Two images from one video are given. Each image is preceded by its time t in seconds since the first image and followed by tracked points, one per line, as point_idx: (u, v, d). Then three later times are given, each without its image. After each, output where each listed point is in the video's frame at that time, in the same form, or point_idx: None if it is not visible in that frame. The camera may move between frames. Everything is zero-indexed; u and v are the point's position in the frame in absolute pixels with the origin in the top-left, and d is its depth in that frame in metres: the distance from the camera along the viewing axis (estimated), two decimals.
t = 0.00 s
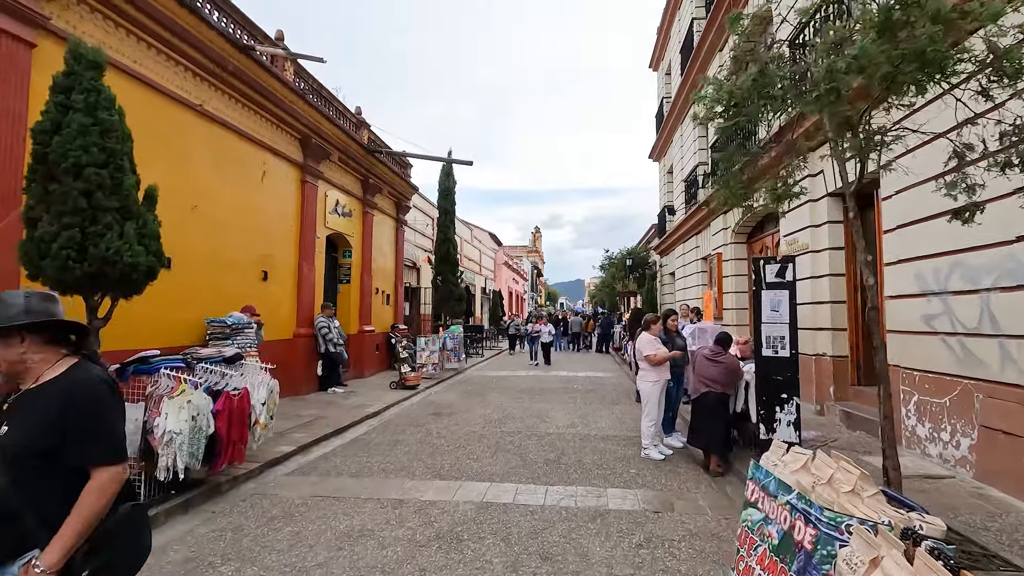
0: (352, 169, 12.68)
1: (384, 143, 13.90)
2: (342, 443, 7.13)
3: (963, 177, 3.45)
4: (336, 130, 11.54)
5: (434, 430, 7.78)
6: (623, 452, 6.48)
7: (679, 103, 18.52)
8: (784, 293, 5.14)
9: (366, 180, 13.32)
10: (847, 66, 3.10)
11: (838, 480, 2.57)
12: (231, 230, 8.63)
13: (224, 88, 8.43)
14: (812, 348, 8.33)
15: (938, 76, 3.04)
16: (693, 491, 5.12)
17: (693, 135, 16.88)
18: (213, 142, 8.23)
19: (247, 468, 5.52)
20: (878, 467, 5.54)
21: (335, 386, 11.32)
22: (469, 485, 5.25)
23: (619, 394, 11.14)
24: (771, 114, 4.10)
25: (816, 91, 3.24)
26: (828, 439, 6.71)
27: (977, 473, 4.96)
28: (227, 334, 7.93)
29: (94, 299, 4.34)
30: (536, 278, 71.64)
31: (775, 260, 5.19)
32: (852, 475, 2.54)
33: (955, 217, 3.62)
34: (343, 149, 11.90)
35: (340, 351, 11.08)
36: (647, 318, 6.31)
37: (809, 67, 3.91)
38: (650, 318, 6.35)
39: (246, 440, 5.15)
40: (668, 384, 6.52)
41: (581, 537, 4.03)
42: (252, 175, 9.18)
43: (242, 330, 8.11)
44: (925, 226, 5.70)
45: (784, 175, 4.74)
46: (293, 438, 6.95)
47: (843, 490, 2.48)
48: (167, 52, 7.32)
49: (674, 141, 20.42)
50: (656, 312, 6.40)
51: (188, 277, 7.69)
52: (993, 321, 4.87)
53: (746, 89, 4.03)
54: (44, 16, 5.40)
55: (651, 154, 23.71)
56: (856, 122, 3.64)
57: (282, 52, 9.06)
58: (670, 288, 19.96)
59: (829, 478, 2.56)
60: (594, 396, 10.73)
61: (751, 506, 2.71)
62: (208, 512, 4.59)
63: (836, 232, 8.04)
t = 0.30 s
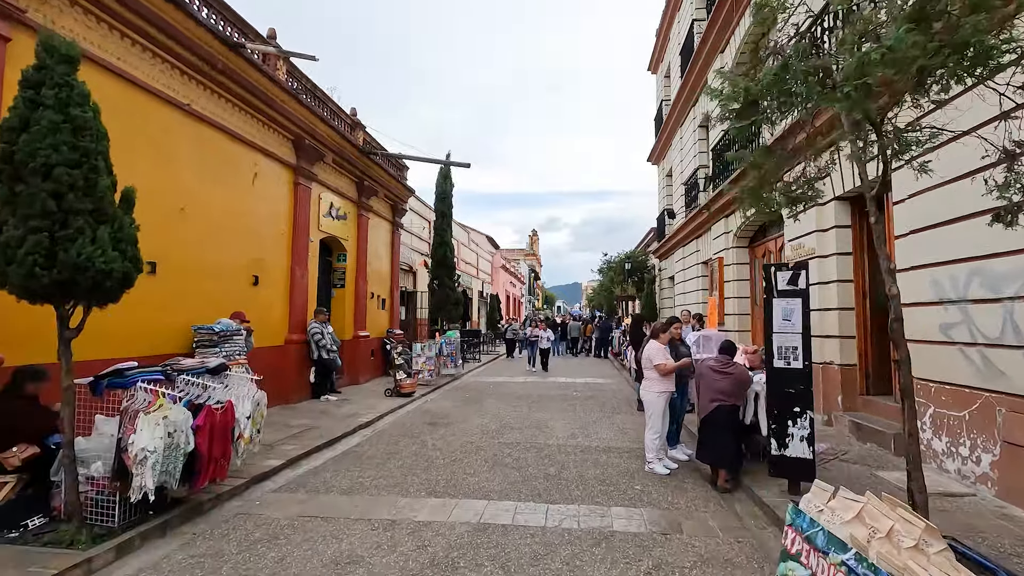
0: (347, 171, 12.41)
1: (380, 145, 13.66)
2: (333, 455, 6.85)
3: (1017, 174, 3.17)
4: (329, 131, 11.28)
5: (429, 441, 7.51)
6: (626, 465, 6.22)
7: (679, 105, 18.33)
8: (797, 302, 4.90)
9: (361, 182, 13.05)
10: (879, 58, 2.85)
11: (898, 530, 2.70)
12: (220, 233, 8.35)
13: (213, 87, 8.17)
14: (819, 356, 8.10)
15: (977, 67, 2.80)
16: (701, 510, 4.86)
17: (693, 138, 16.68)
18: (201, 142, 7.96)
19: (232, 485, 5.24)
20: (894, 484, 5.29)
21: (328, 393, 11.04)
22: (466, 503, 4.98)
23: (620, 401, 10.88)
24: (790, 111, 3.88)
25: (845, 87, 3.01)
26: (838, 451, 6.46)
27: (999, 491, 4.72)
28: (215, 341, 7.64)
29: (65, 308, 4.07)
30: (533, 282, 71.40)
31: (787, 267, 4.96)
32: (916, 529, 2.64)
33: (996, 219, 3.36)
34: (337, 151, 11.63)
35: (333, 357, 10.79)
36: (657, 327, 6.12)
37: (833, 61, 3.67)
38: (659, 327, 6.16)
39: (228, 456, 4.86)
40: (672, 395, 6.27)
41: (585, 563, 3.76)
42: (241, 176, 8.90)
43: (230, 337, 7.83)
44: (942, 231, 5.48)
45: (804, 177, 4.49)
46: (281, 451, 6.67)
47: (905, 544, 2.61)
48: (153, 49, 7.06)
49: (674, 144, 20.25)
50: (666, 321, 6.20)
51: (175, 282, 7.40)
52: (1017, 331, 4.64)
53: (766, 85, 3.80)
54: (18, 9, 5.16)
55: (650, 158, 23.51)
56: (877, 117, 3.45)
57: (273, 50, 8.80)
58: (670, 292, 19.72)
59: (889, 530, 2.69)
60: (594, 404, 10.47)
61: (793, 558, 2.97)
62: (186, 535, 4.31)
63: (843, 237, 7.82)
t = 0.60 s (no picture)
0: (342, 170, 12.19)
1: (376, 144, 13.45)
2: (325, 462, 6.61)
3: None
4: (324, 128, 11.05)
5: (424, 447, 7.26)
6: (628, 473, 5.99)
7: (678, 106, 18.16)
8: (809, 304, 4.68)
9: (357, 182, 12.84)
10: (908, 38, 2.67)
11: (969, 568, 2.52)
12: (209, 232, 8.12)
13: (203, 82, 7.94)
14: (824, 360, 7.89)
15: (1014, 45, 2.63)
16: (709, 522, 4.64)
17: (693, 139, 16.51)
18: (189, 138, 7.73)
19: (216, 495, 5.00)
20: (909, 493, 5.07)
21: (322, 397, 10.80)
22: (461, 515, 4.74)
23: (620, 406, 10.65)
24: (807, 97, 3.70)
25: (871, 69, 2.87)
26: (847, 459, 6.24)
27: (1021, 502, 4.50)
28: (203, 344, 7.40)
29: (36, 308, 3.83)
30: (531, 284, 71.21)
31: (798, 268, 4.76)
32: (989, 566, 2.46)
33: None
34: (332, 149, 11.40)
35: (326, 360, 10.55)
36: (663, 330, 5.95)
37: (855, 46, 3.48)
38: (665, 331, 5.99)
39: (212, 464, 4.61)
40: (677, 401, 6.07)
41: None
42: (232, 174, 8.68)
43: (220, 340, 7.58)
44: (957, 231, 5.29)
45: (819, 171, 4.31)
46: (270, 458, 6.42)
47: None
48: (139, 42, 6.83)
49: (673, 146, 20.09)
50: (671, 325, 6.03)
51: (162, 282, 7.16)
52: None
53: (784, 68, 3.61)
54: None
55: (649, 159, 23.34)
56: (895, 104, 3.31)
57: (265, 45, 8.58)
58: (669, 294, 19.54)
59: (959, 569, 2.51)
60: (593, 409, 10.25)
61: None
62: (165, 550, 4.06)
63: (850, 237, 7.61)
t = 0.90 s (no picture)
0: (334, 169, 11.91)
1: (369, 142, 13.18)
2: (310, 472, 6.30)
3: None
4: (315, 126, 10.76)
5: (416, 455, 6.98)
6: (628, 485, 5.73)
7: (677, 106, 17.92)
8: (821, 308, 4.43)
9: (350, 181, 12.56)
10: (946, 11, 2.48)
11: None
12: (193, 231, 7.82)
13: (187, 76, 7.65)
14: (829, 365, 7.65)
15: None
16: (714, 540, 4.38)
17: (693, 140, 16.28)
18: (172, 134, 7.44)
19: (192, 509, 4.71)
20: (924, 507, 4.82)
21: (311, 402, 10.49)
22: (452, 531, 4.46)
23: (618, 411, 10.38)
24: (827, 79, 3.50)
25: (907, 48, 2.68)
26: (856, 469, 5.99)
27: None
28: (185, 347, 7.10)
29: None
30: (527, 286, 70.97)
31: (808, 269, 4.50)
32: None
33: None
34: (323, 147, 11.11)
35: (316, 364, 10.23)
36: (665, 335, 5.69)
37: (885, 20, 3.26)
38: (667, 335, 5.73)
39: (186, 478, 4.31)
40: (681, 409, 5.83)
41: None
42: (219, 171, 8.39)
43: (202, 343, 7.30)
44: (975, 230, 5.04)
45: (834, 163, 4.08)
46: (254, 468, 6.13)
47: None
48: (119, 32, 6.54)
49: (672, 146, 19.86)
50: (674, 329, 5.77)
51: (141, 283, 6.86)
52: None
53: (807, 48, 3.40)
54: None
55: (647, 160, 23.09)
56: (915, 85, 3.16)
57: (253, 38, 8.29)
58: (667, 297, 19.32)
59: None
60: (591, 414, 9.98)
61: None
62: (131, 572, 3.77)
63: (857, 238, 7.37)
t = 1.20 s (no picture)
0: (328, 168, 11.64)
1: (364, 141, 12.92)
2: (300, 483, 6.02)
3: None
4: (308, 123, 10.49)
5: (410, 463, 6.71)
6: (632, 495, 5.47)
7: (677, 106, 17.72)
8: (839, 311, 4.20)
9: (344, 180, 12.30)
10: None
11: None
12: (179, 231, 7.54)
13: (173, 69, 7.39)
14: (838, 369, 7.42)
15: None
16: (727, 556, 4.13)
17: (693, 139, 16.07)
18: (156, 129, 7.17)
19: (172, 524, 4.43)
20: (945, 519, 4.57)
21: (304, 407, 10.21)
22: (448, 547, 4.20)
23: (619, 415, 10.13)
24: (860, 56, 3.42)
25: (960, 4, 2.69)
26: (870, 478, 5.75)
27: None
28: (170, 352, 6.82)
29: None
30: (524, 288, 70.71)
31: (825, 270, 4.25)
32: None
33: None
34: (317, 145, 10.85)
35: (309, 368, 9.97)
36: (670, 340, 5.43)
37: None
38: (672, 340, 5.46)
39: (161, 492, 4.03)
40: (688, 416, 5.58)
41: None
42: (207, 169, 8.12)
43: (189, 347, 7.04)
44: (1000, 230, 4.81)
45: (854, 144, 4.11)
46: (240, 478, 5.85)
47: None
48: (100, 22, 6.28)
49: (671, 146, 19.66)
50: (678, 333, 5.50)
51: (124, 284, 6.58)
52: None
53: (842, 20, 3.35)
54: None
55: (645, 160, 22.89)
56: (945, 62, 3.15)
57: (242, 30, 8.04)
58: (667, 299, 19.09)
59: None
60: (591, 419, 9.72)
61: None
62: None
63: (866, 238, 7.16)
